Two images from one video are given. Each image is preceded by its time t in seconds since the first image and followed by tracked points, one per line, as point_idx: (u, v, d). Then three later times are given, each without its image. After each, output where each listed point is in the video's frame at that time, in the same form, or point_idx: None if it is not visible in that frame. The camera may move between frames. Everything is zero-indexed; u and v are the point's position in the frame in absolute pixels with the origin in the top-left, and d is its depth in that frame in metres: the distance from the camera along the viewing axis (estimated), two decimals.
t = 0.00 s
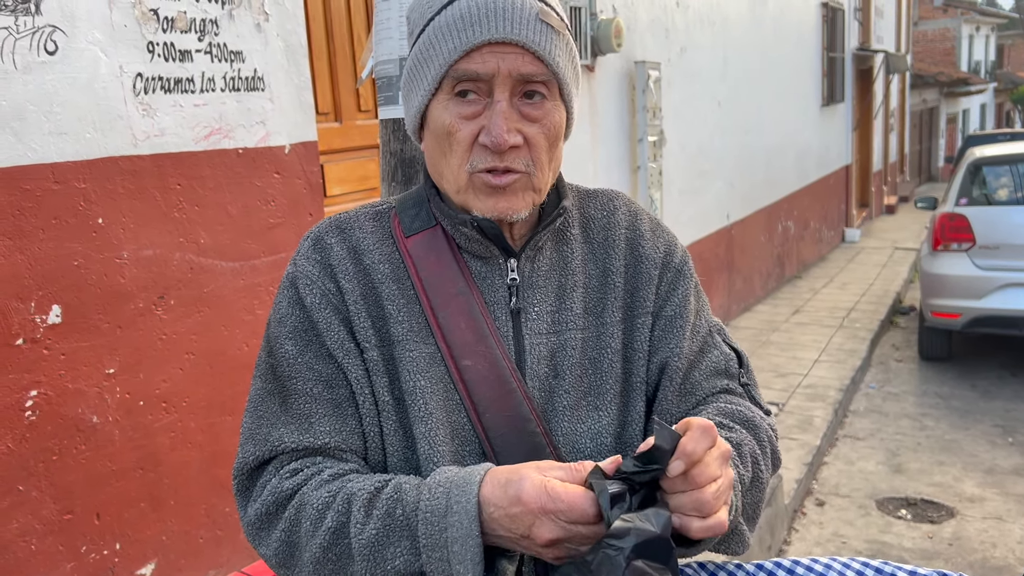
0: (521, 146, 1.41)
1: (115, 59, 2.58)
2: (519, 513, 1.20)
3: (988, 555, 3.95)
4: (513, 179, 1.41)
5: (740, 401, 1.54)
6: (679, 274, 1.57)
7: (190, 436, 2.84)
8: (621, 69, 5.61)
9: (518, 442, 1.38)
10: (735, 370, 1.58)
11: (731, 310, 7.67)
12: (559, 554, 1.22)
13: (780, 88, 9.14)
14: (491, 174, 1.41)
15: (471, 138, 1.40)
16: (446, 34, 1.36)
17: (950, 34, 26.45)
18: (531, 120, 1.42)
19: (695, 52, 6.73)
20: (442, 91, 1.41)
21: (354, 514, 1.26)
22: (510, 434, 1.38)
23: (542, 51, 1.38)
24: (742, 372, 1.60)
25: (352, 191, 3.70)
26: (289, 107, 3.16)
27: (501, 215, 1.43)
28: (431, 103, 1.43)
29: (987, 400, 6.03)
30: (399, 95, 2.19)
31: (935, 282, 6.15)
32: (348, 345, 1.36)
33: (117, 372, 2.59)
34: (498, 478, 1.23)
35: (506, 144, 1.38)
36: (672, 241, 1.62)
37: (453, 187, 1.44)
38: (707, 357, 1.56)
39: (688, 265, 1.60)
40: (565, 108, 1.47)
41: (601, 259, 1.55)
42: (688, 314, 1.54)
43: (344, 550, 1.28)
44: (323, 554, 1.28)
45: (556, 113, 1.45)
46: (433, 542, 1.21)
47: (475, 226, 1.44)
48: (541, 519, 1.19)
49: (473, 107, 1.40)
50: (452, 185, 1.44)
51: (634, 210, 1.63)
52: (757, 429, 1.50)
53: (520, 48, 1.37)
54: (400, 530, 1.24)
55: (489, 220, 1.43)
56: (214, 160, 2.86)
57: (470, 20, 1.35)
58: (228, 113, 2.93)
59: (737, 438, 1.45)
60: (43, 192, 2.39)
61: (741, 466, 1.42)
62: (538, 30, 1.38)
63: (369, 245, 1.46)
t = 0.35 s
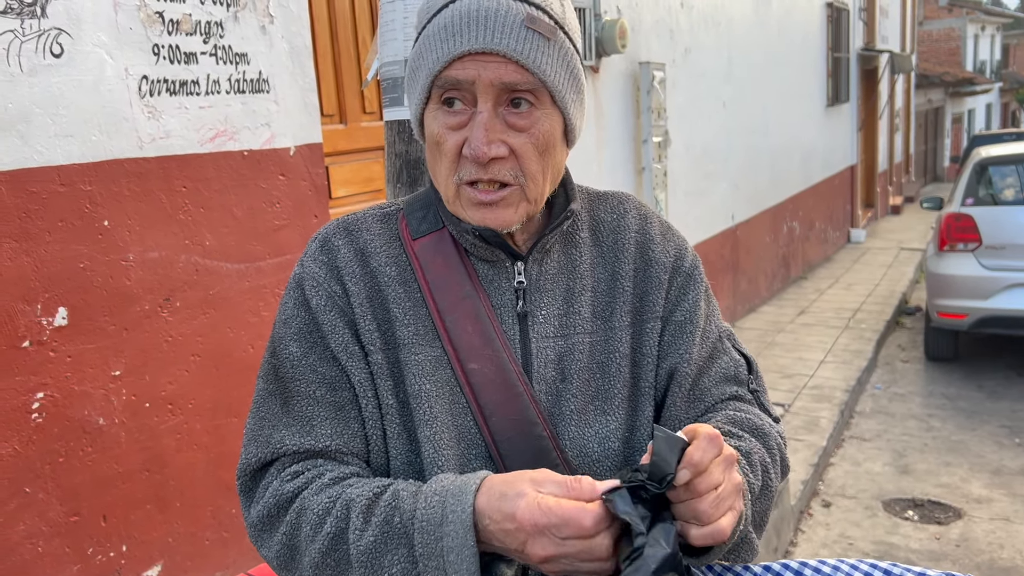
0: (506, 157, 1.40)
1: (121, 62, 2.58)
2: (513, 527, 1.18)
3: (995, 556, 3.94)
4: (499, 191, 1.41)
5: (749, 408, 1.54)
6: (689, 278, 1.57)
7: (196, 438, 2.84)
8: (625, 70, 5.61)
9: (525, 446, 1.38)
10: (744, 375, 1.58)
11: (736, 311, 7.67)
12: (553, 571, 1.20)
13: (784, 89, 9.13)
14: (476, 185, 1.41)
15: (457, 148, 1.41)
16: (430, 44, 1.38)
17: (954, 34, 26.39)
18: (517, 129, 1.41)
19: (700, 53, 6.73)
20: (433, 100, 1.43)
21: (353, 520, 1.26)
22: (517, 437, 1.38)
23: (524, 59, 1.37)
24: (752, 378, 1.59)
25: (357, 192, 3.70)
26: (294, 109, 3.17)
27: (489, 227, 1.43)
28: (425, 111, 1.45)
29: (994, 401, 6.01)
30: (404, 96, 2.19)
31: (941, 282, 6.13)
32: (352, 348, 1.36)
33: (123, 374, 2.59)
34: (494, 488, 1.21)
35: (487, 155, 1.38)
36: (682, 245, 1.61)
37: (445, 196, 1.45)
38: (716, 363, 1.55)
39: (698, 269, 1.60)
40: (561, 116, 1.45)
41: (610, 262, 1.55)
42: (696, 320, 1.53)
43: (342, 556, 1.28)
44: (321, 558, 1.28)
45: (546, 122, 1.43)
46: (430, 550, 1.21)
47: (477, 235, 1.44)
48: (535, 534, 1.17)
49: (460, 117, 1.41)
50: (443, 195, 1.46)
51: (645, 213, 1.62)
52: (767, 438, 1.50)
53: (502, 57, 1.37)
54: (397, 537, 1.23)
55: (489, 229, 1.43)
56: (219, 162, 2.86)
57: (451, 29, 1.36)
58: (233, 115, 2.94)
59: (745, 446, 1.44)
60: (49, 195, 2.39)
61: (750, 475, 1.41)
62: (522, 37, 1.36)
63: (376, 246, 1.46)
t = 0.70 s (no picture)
0: (526, 171, 1.39)
1: (127, 64, 2.59)
2: (510, 539, 1.17)
3: (1003, 557, 3.93)
4: (518, 204, 1.40)
5: (756, 416, 1.53)
6: (698, 283, 1.56)
7: (203, 440, 2.84)
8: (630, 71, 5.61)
9: (531, 449, 1.37)
10: (751, 383, 1.57)
11: (741, 311, 7.66)
12: None
13: (789, 89, 9.12)
14: (494, 199, 1.40)
15: (474, 161, 1.38)
16: (449, 57, 1.35)
17: (960, 33, 26.32)
18: (536, 143, 1.39)
19: (705, 54, 6.72)
20: (448, 111, 1.40)
21: (358, 522, 1.25)
22: (523, 441, 1.37)
23: (546, 74, 1.35)
24: (759, 386, 1.59)
25: (362, 194, 3.70)
26: (299, 111, 3.17)
27: (507, 237, 1.42)
28: (439, 121, 1.42)
29: (1001, 401, 5.99)
30: (409, 98, 2.19)
31: (948, 282, 6.11)
32: (359, 349, 1.36)
33: (129, 376, 2.60)
34: (498, 495, 1.20)
35: (508, 171, 1.37)
36: (691, 251, 1.61)
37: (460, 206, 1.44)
38: (723, 370, 1.55)
39: (707, 275, 1.59)
40: (577, 126, 1.44)
41: (618, 266, 1.54)
42: (704, 325, 1.53)
43: (347, 558, 1.27)
44: (326, 560, 1.27)
45: (564, 134, 1.42)
46: (434, 553, 1.20)
47: (485, 239, 1.44)
48: (530, 547, 1.17)
49: (478, 130, 1.39)
50: (460, 206, 1.44)
51: (654, 217, 1.62)
52: (773, 448, 1.49)
53: (523, 73, 1.34)
54: (401, 540, 1.23)
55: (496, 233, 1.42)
56: (225, 164, 2.87)
57: (472, 44, 1.33)
58: (239, 117, 2.94)
59: (751, 457, 1.43)
60: (56, 198, 2.40)
61: (758, 486, 1.40)
62: (543, 51, 1.34)
63: (385, 247, 1.46)
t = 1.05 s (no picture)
0: (559, 191, 1.41)
1: (131, 67, 2.59)
2: (536, 540, 1.17)
3: (1009, 558, 3.92)
4: (550, 223, 1.42)
5: (754, 424, 1.53)
6: (696, 290, 1.56)
7: (207, 442, 2.85)
8: (633, 73, 5.61)
9: (534, 456, 1.37)
10: (748, 391, 1.58)
11: (745, 312, 7.65)
12: None
13: (793, 89, 9.11)
14: (526, 219, 1.41)
15: (507, 184, 1.39)
16: (484, 82, 1.34)
17: (964, 32, 26.27)
18: (567, 163, 1.40)
19: (708, 54, 6.72)
20: (476, 134, 1.39)
21: (376, 526, 1.25)
22: (526, 448, 1.37)
23: (581, 98, 1.36)
24: (756, 393, 1.59)
25: (366, 196, 3.71)
26: (303, 113, 3.18)
27: (533, 252, 1.44)
28: (465, 142, 1.40)
29: (1006, 402, 5.97)
30: (413, 101, 2.20)
31: (952, 283, 6.10)
32: (366, 355, 1.36)
33: (134, 378, 2.60)
34: (526, 497, 1.20)
35: (544, 194, 1.38)
36: (690, 257, 1.61)
37: (485, 225, 1.43)
38: (721, 377, 1.55)
39: (705, 281, 1.60)
40: (597, 141, 1.46)
41: (618, 272, 1.54)
42: (703, 331, 1.53)
43: (362, 563, 1.26)
44: (341, 566, 1.27)
45: (589, 151, 1.44)
46: (458, 554, 1.20)
47: (493, 243, 1.43)
48: (558, 546, 1.16)
49: (509, 151, 1.38)
50: (484, 224, 1.44)
51: (654, 224, 1.62)
52: (773, 458, 1.48)
53: (560, 97, 1.35)
54: (422, 542, 1.23)
55: (508, 239, 1.42)
56: (229, 166, 2.87)
57: (510, 70, 1.32)
58: (242, 119, 2.94)
59: (754, 466, 1.43)
60: (61, 201, 2.40)
61: (761, 497, 1.40)
62: (578, 74, 1.36)
63: (388, 253, 1.46)
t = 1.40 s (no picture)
0: (566, 193, 1.40)
1: (135, 69, 2.59)
2: (538, 536, 1.15)
3: (1015, 560, 3.90)
4: (557, 225, 1.42)
5: (757, 431, 1.52)
6: (702, 293, 1.56)
7: (211, 443, 2.85)
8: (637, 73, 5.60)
9: (539, 459, 1.37)
10: (752, 398, 1.57)
11: (749, 313, 7.64)
12: None
13: (797, 90, 9.09)
14: (533, 221, 1.41)
15: (515, 185, 1.38)
16: (492, 83, 1.33)
17: (967, 33, 26.22)
18: (575, 165, 1.40)
19: (712, 55, 6.71)
20: (484, 135, 1.38)
21: (386, 525, 1.24)
22: (531, 451, 1.37)
23: (589, 100, 1.36)
24: (759, 400, 1.58)
25: (370, 197, 3.70)
26: (307, 114, 3.18)
27: (540, 254, 1.44)
28: (472, 144, 1.40)
29: (1011, 403, 5.95)
30: (418, 101, 2.19)
31: (957, 283, 6.08)
32: (374, 357, 1.36)
33: (138, 380, 2.60)
34: (537, 495, 1.18)
35: (552, 196, 1.38)
36: (696, 260, 1.60)
37: (492, 227, 1.43)
38: (725, 382, 1.54)
39: (711, 285, 1.59)
40: (604, 143, 1.46)
41: (623, 275, 1.54)
42: (709, 334, 1.53)
43: (373, 563, 1.25)
44: (351, 565, 1.26)
45: (596, 153, 1.44)
46: (468, 552, 1.19)
47: (500, 245, 1.43)
48: (557, 545, 1.14)
49: (516, 153, 1.38)
50: (491, 226, 1.43)
51: (660, 226, 1.61)
52: (776, 465, 1.47)
53: (568, 98, 1.35)
54: (433, 540, 1.22)
55: (514, 241, 1.42)
56: (233, 168, 2.87)
57: (518, 71, 1.32)
58: (247, 121, 2.94)
59: (756, 476, 1.41)
60: (65, 203, 2.40)
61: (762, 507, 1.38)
62: (587, 76, 1.36)
63: (393, 254, 1.45)
